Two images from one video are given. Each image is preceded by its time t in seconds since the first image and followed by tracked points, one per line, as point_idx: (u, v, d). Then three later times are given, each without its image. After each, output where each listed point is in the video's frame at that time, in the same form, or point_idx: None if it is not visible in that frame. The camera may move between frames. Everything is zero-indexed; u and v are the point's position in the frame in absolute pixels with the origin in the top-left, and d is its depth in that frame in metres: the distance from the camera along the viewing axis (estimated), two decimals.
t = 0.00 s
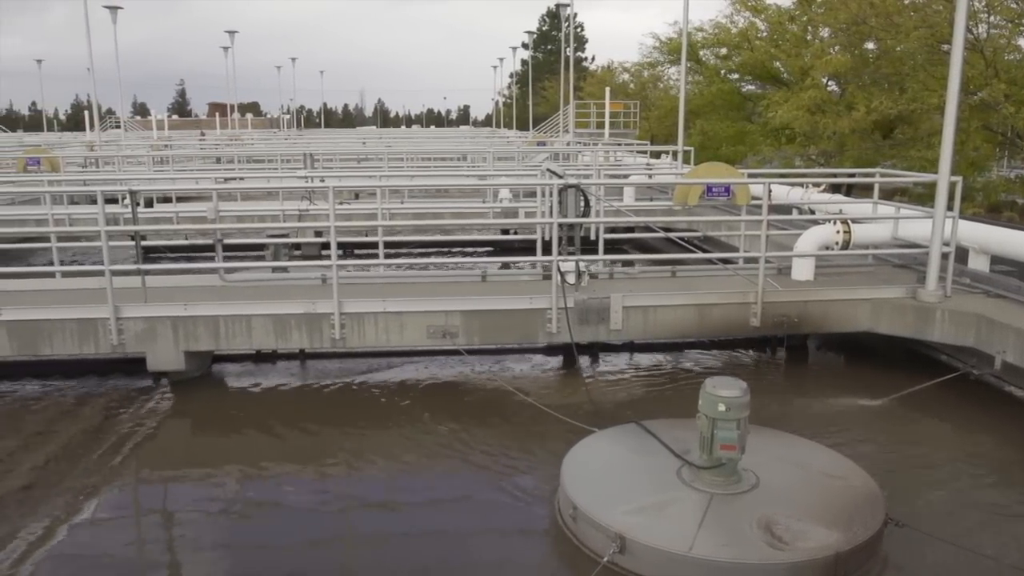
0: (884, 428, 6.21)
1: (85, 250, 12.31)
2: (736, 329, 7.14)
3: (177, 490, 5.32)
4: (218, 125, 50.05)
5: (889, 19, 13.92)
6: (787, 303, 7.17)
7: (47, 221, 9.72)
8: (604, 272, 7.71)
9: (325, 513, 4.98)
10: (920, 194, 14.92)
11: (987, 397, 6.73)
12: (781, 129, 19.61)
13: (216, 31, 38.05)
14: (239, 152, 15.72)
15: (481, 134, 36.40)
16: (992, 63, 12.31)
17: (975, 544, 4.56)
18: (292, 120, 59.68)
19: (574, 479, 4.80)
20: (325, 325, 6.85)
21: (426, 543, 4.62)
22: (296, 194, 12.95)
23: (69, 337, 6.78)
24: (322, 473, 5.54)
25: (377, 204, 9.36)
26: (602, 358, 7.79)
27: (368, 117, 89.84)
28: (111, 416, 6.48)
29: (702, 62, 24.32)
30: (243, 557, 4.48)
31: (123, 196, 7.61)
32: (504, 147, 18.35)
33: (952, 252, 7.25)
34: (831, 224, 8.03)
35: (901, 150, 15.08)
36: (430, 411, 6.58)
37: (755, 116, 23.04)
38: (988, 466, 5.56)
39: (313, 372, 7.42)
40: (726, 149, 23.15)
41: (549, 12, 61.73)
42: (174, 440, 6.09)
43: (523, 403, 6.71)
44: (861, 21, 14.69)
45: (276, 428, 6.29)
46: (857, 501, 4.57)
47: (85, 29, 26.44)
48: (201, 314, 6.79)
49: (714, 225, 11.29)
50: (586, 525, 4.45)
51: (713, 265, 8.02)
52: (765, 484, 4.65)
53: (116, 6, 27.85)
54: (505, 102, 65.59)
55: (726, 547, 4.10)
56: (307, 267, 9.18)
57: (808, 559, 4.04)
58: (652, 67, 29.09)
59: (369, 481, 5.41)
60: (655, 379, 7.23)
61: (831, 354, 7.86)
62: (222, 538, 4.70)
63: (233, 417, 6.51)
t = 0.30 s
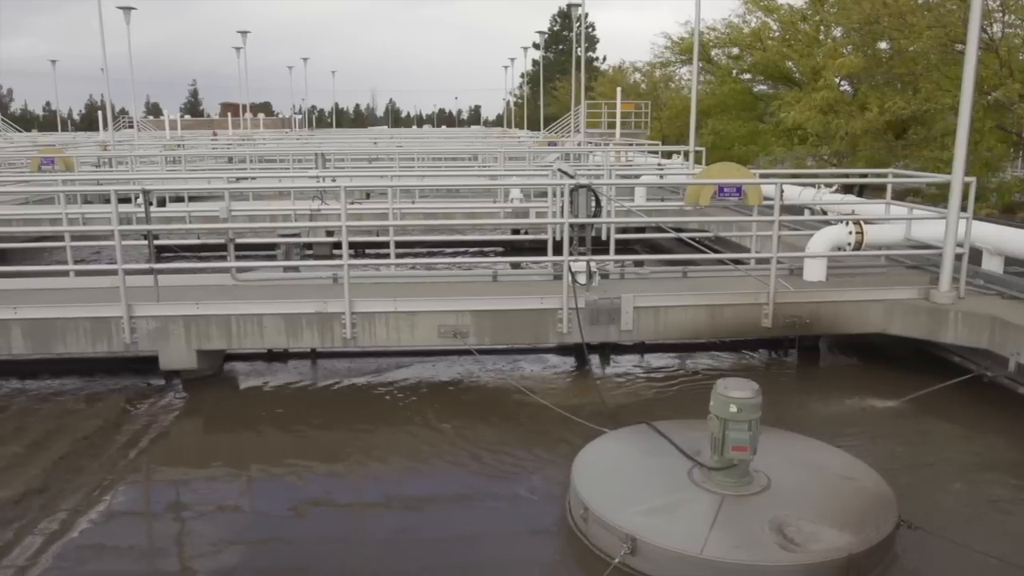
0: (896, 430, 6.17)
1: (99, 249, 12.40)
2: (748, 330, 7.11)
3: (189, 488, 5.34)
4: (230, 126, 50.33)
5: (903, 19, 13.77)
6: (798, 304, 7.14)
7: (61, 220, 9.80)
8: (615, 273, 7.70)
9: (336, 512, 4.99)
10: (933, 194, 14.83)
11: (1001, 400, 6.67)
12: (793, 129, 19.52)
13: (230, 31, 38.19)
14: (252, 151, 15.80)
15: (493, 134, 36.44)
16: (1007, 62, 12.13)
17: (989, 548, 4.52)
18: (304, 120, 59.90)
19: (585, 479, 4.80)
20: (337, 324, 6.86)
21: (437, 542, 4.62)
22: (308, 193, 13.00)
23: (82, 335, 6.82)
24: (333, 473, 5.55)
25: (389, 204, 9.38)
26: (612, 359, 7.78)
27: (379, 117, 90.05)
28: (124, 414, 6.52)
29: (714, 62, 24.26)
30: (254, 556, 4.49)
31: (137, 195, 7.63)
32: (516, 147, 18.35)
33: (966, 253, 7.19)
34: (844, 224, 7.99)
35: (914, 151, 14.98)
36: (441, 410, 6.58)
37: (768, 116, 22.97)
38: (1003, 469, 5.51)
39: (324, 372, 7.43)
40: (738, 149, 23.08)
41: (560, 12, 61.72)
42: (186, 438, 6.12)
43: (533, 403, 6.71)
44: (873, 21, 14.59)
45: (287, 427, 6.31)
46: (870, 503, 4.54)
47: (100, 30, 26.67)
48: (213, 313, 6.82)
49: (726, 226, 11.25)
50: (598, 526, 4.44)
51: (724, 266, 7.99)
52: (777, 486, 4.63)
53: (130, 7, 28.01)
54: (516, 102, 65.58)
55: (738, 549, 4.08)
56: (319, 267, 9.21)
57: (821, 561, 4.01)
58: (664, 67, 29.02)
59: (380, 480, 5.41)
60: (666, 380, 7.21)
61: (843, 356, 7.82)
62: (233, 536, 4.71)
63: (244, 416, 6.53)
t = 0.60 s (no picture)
0: (910, 432, 6.13)
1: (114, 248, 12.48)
2: (761, 330, 7.09)
3: (204, 485, 5.37)
4: (243, 125, 50.55)
5: (917, 18, 13.65)
6: (812, 305, 7.11)
7: (77, 219, 9.87)
8: (628, 273, 7.68)
9: (349, 510, 5.00)
10: (949, 195, 14.73)
11: (1017, 403, 6.61)
12: (807, 129, 19.41)
13: (245, 32, 38.31)
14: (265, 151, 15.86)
15: (506, 134, 36.45)
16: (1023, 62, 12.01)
17: (1005, 552, 4.48)
18: (317, 120, 60.12)
19: (597, 480, 4.79)
20: (349, 324, 6.88)
21: (450, 542, 4.62)
22: (321, 193, 13.04)
23: (97, 333, 6.87)
24: (346, 471, 5.57)
25: (402, 204, 9.39)
26: (625, 359, 7.76)
27: (392, 118, 90.28)
28: (139, 412, 6.56)
29: (727, 62, 24.18)
30: (267, 553, 4.51)
31: (152, 194, 7.67)
32: (528, 147, 18.35)
33: (982, 255, 7.13)
34: (858, 224, 7.94)
35: (930, 151, 14.87)
36: (453, 410, 6.58)
37: (781, 116, 22.87)
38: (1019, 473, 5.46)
39: (337, 371, 7.46)
40: (752, 150, 23.00)
41: (572, 12, 61.66)
42: (200, 436, 6.15)
43: (545, 403, 6.70)
44: (888, 21, 14.47)
45: (300, 426, 6.33)
46: (884, 506, 4.51)
47: (115, 33, 26.91)
48: (226, 312, 6.85)
49: (739, 226, 11.20)
50: (611, 527, 4.43)
51: (738, 266, 7.96)
52: (790, 488, 4.61)
53: (145, 9, 28.20)
54: (528, 102, 65.55)
55: (752, 550, 4.06)
56: (332, 267, 9.23)
57: (834, 564, 4.00)
58: (677, 67, 28.95)
59: (392, 479, 5.43)
60: (678, 381, 7.19)
61: (857, 358, 7.75)
62: (246, 534, 4.73)
63: (258, 415, 6.56)
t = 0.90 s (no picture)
0: (924, 434, 6.09)
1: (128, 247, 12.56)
2: (773, 331, 7.06)
3: (216, 483, 5.39)
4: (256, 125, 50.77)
5: (931, 18, 13.55)
6: (824, 306, 7.07)
7: (91, 218, 9.94)
8: (639, 273, 7.66)
9: (359, 510, 5.01)
10: (963, 196, 14.63)
11: None
12: (819, 129, 19.32)
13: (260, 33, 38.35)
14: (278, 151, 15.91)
15: (518, 134, 36.44)
16: None
17: (1019, 556, 4.44)
18: (329, 120, 60.30)
19: (608, 480, 4.78)
20: (361, 323, 6.89)
21: (460, 541, 4.63)
22: (333, 193, 13.07)
23: (111, 331, 6.92)
24: (357, 470, 5.58)
25: (413, 204, 9.40)
26: (636, 359, 7.75)
27: (404, 117, 90.46)
28: (152, 410, 6.60)
29: (740, 61, 24.10)
30: (277, 552, 4.53)
31: (165, 193, 7.69)
32: (540, 147, 18.35)
33: (996, 256, 7.07)
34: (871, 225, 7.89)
35: (943, 151, 14.77)
36: (463, 410, 6.59)
37: (794, 116, 22.77)
38: None
39: (349, 371, 7.48)
40: (765, 150, 22.91)
41: (584, 12, 61.59)
42: (213, 435, 6.18)
43: (556, 403, 6.70)
44: (903, 20, 14.28)
45: (311, 425, 6.34)
46: (897, 508, 4.48)
47: (130, 34, 27.10)
48: (239, 311, 6.88)
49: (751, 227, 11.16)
50: (622, 528, 4.42)
51: (750, 267, 7.93)
52: (802, 489, 4.59)
53: (158, 9, 28.35)
54: (539, 102, 65.51)
55: (764, 552, 4.05)
56: (344, 266, 9.25)
57: (847, 566, 3.97)
58: (689, 67, 28.87)
59: (403, 479, 5.43)
60: (690, 382, 7.17)
61: (870, 360, 7.68)
62: (257, 532, 4.75)
63: (269, 413, 6.58)
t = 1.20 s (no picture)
0: (937, 436, 6.04)
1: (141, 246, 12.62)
2: (785, 332, 7.03)
3: (228, 482, 5.41)
4: (268, 125, 50.97)
5: (946, 17, 13.45)
6: (837, 307, 7.03)
7: (105, 218, 10.00)
8: (651, 274, 7.64)
9: (370, 508, 5.03)
10: (977, 196, 14.55)
11: None
12: (832, 129, 19.23)
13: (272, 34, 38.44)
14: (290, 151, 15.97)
15: (529, 134, 36.45)
16: None
17: None
18: (341, 120, 60.46)
19: (619, 481, 4.77)
20: (372, 322, 6.91)
21: (470, 541, 4.63)
22: (345, 193, 13.11)
23: (125, 330, 6.96)
24: (368, 470, 5.60)
25: (425, 203, 9.42)
26: (647, 360, 7.73)
27: (415, 117, 90.64)
28: (164, 408, 6.63)
29: (752, 62, 24.04)
30: (289, 551, 4.54)
31: (178, 193, 7.72)
32: (551, 147, 18.35)
33: (1011, 257, 7.02)
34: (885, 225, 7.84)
35: (957, 151, 14.67)
36: (474, 410, 6.59)
37: (807, 117, 22.68)
38: None
39: (360, 370, 7.50)
40: (776, 150, 22.85)
41: (596, 12, 61.56)
42: (225, 433, 6.21)
43: (567, 403, 6.69)
44: (916, 19, 14.17)
45: (322, 423, 6.36)
46: (910, 511, 4.45)
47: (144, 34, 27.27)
48: (251, 310, 6.91)
49: (763, 227, 11.12)
50: (633, 529, 4.41)
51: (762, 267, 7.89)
52: (814, 491, 4.57)
53: (172, 9, 28.47)
54: (551, 102, 65.52)
55: (775, 554, 4.03)
56: (356, 266, 9.28)
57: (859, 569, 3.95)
58: (701, 67, 28.80)
59: (414, 478, 5.44)
60: (701, 382, 7.15)
61: (882, 360, 7.65)
62: (269, 530, 4.76)
63: (281, 412, 6.60)
